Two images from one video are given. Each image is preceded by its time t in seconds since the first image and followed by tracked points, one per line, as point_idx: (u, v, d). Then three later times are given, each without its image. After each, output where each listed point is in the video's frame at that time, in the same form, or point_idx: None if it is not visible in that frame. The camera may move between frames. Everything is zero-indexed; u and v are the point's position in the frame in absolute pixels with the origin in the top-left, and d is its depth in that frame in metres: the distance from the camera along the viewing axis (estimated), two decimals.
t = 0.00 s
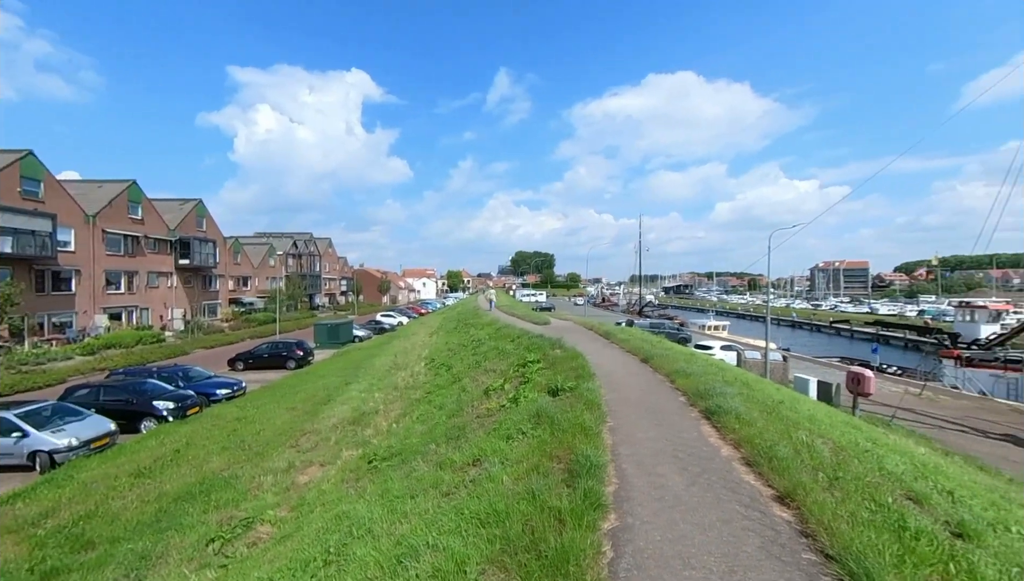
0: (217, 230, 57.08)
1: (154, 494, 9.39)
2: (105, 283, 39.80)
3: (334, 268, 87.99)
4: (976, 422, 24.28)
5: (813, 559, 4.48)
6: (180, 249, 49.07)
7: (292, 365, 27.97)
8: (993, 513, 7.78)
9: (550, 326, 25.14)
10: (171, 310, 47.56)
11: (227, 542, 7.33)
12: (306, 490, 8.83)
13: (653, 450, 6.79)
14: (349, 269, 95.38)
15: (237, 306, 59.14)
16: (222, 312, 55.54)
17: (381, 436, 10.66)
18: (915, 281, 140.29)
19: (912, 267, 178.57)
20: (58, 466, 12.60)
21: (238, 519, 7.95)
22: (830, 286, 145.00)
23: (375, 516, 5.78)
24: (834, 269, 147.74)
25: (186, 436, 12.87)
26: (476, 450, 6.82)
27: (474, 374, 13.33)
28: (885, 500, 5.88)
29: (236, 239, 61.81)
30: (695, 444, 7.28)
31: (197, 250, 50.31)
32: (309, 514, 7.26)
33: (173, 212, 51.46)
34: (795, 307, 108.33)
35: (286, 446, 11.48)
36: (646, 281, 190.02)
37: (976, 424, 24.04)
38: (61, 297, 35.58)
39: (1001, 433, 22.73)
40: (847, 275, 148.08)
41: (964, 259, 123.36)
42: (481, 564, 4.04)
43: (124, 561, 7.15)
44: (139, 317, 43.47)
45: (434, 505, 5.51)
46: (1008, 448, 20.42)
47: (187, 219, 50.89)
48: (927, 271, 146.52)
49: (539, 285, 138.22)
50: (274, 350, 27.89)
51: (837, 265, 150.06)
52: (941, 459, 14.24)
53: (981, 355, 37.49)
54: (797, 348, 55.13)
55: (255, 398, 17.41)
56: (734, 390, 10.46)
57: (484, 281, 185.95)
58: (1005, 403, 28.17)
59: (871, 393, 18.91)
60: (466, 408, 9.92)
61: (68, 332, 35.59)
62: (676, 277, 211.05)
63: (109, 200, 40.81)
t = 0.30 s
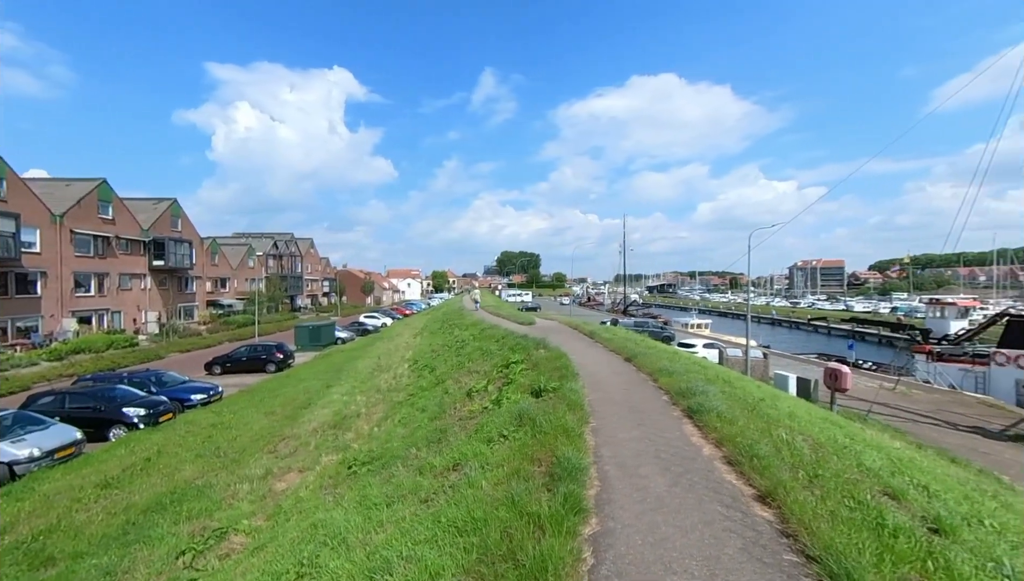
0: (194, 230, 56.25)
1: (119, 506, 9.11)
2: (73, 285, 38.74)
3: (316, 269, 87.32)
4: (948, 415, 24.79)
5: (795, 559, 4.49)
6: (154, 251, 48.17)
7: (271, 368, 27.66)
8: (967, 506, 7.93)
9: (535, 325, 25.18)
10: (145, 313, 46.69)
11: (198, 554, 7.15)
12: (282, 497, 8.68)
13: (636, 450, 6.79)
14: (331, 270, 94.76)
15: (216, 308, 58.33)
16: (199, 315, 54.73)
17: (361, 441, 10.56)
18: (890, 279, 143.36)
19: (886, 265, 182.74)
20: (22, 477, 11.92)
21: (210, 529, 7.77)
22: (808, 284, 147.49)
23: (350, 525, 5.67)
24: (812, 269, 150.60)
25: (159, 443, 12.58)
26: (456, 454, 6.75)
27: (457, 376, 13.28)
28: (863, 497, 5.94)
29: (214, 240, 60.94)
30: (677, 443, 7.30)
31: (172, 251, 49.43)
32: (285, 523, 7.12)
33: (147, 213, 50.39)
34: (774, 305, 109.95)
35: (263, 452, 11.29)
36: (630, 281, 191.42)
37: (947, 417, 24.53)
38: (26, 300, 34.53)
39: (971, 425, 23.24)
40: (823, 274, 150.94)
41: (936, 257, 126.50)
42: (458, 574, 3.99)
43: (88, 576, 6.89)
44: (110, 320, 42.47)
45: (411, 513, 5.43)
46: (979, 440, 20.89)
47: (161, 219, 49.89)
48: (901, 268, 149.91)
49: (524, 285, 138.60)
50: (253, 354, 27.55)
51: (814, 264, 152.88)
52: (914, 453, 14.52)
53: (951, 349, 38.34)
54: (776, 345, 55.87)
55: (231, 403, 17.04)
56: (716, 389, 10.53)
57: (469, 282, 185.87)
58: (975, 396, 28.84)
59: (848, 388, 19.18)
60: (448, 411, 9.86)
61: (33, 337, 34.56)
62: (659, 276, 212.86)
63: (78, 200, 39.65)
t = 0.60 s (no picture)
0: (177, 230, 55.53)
1: (88, 516, 8.88)
2: (48, 287, 37.92)
3: (302, 268, 86.83)
4: (927, 412, 25.13)
5: (777, 567, 4.50)
6: (134, 250, 47.46)
7: (254, 370, 27.47)
8: (947, 506, 8.03)
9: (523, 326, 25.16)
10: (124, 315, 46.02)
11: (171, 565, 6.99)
12: (260, 504, 8.54)
13: (620, 454, 6.78)
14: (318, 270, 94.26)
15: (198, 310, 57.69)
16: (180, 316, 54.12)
17: (344, 445, 10.45)
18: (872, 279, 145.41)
19: (867, 265, 185.57)
20: None
21: (185, 537, 7.61)
22: (793, 284, 149.07)
23: (327, 535, 5.58)
24: (795, 269, 152.38)
25: (135, 449, 12.36)
26: (437, 459, 6.71)
27: (442, 378, 13.21)
28: (846, 501, 5.96)
29: (197, 239, 60.16)
30: (662, 446, 7.30)
31: (152, 251, 48.80)
32: (261, 532, 7.00)
33: (126, 212, 49.60)
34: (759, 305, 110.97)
35: (243, 458, 11.13)
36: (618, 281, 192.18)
37: (926, 414, 24.85)
38: None
39: (949, 422, 23.60)
40: (807, 275, 152.75)
41: (916, 258, 128.68)
42: None
43: None
44: (87, 322, 41.65)
45: (388, 523, 5.36)
46: (957, 438, 21.23)
47: (140, 219, 49.20)
48: (882, 269, 152.32)
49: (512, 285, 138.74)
50: (235, 356, 27.34)
51: (797, 264, 154.69)
52: (892, 450, 14.74)
53: (929, 347, 38.95)
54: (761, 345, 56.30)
55: (211, 407, 16.78)
56: (700, 390, 10.55)
57: (459, 281, 185.73)
58: (953, 394, 29.29)
59: (831, 387, 19.37)
60: (433, 414, 9.80)
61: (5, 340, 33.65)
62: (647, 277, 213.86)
63: (54, 198, 38.84)
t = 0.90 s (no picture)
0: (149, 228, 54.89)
1: (43, 529, 8.54)
2: (11, 285, 36.61)
3: (282, 267, 85.93)
4: (897, 411, 25.62)
5: (754, 575, 4.48)
6: (103, 247, 46.51)
7: (230, 372, 27.05)
8: (920, 506, 8.14)
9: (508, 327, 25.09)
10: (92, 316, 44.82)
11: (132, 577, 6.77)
12: (230, 512, 8.35)
13: (600, 459, 6.75)
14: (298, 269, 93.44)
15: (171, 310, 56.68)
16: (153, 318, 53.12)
17: (320, 450, 10.30)
18: (848, 281, 148.00)
19: (843, 268, 189.10)
20: None
21: (151, 547, 7.40)
22: (772, 286, 151.10)
23: (296, 546, 5.45)
24: (773, 271, 154.52)
25: (102, 454, 12.03)
26: (413, 466, 6.61)
27: (423, 381, 13.12)
28: (822, 504, 5.98)
29: (171, 237, 59.22)
30: (642, 450, 7.28)
31: (121, 249, 47.96)
32: (230, 542, 6.83)
33: (95, 208, 48.52)
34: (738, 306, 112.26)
35: (214, 464, 10.89)
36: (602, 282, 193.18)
37: (897, 412, 25.37)
38: None
39: (919, 421, 24.17)
40: (785, 276, 155.04)
41: (890, 260, 131.54)
42: None
43: None
44: (52, 322, 40.39)
45: (360, 533, 5.26)
46: (928, 436, 21.72)
47: (109, 215, 48.25)
48: (857, 271, 155.17)
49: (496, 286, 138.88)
50: (208, 358, 26.96)
51: (776, 267, 156.98)
52: (863, 448, 15.03)
53: (900, 346, 39.84)
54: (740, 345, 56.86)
55: (182, 411, 16.43)
56: (681, 392, 10.57)
57: (443, 281, 185.41)
58: (921, 393, 29.89)
59: (808, 387, 19.71)
60: (411, 418, 9.69)
61: None
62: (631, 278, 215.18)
63: (17, 192, 37.65)
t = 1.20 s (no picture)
0: (91, 221, 52.49)
1: None
2: None
3: (241, 264, 83.67)
4: (848, 406, 26.45)
5: (721, 577, 4.41)
6: (40, 240, 43.91)
7: (181, 374, 26.20)
8: (874, 501, 8.28)
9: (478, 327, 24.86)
10: (23, 311, 41.70)
11: None
12: (179, 523, 7.91)
13: (568, 460, 6.61)
14: (260, 268, 91.11)
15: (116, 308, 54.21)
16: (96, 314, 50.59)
17: (278, 456, 9.91)
18: (805, 282, 152.75)
19: (799, 271, 195.40)
20: None
21: (89, 563, 6.92)
22: (734, 287, 154.70)
23: (246, 561, 5.15)
24: (735, 273, 158.23)
25: (41, 463, 11.34)
26: (374, 472, 6.35)
27: (388, 382, 12.80)
28: (786, 502, 5.98)
29: (118, 231, 57.19)
30: (609, 450, 7.19)
31: (60, 241, 45.40)
32: (177, 556, 6.44)
33: (31, 197, 45.63)
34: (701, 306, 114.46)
35: (163, 473, 10.37)
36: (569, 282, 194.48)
37: (847, 408, 26.19)
38: None
39: (865, 415, 25.04)
40: (746, 278, 159.10)
41: (844, 264, 136.38)
42: None
43: None
44: None
45: (316, 546, 4.99)
46: (877, 432, 22.51)
47: (47, 206, 45.51)
48: (813, 274, 160.42)
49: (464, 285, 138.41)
50: (158, 359, 26.02)
51: (737, 268, 160.77)
52: (818, 444, 15.41)
53: (849, 344, 41.32)
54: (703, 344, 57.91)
55: (128, 416, 15.68)
56: (649, 391, 10.54)
57: (412, 280, 183.95)
58: (867, 388, 30.99)
59: (766, 385, 20.41)
60: (376, 420, 9.42)
61: None
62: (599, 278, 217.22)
63: None
